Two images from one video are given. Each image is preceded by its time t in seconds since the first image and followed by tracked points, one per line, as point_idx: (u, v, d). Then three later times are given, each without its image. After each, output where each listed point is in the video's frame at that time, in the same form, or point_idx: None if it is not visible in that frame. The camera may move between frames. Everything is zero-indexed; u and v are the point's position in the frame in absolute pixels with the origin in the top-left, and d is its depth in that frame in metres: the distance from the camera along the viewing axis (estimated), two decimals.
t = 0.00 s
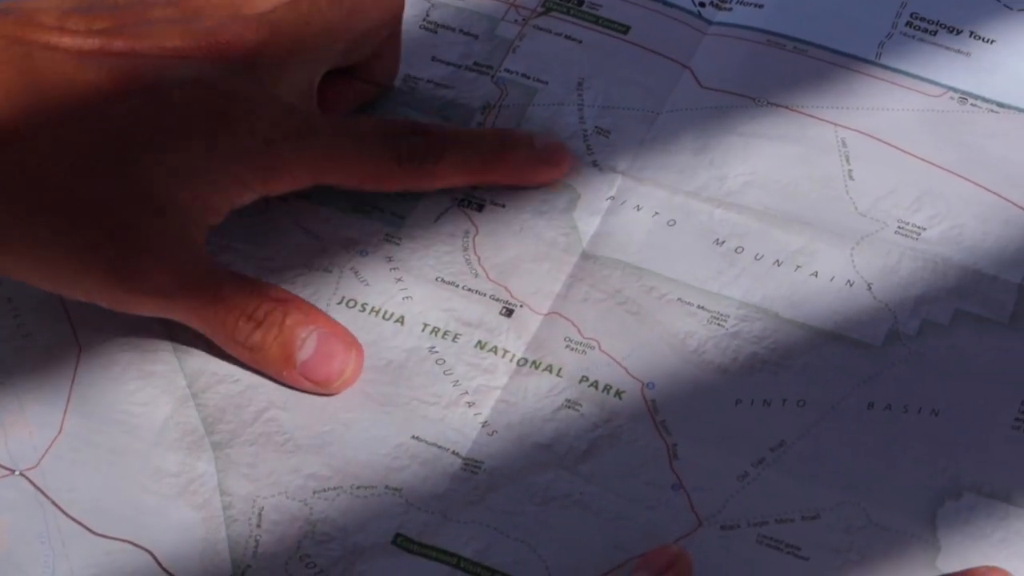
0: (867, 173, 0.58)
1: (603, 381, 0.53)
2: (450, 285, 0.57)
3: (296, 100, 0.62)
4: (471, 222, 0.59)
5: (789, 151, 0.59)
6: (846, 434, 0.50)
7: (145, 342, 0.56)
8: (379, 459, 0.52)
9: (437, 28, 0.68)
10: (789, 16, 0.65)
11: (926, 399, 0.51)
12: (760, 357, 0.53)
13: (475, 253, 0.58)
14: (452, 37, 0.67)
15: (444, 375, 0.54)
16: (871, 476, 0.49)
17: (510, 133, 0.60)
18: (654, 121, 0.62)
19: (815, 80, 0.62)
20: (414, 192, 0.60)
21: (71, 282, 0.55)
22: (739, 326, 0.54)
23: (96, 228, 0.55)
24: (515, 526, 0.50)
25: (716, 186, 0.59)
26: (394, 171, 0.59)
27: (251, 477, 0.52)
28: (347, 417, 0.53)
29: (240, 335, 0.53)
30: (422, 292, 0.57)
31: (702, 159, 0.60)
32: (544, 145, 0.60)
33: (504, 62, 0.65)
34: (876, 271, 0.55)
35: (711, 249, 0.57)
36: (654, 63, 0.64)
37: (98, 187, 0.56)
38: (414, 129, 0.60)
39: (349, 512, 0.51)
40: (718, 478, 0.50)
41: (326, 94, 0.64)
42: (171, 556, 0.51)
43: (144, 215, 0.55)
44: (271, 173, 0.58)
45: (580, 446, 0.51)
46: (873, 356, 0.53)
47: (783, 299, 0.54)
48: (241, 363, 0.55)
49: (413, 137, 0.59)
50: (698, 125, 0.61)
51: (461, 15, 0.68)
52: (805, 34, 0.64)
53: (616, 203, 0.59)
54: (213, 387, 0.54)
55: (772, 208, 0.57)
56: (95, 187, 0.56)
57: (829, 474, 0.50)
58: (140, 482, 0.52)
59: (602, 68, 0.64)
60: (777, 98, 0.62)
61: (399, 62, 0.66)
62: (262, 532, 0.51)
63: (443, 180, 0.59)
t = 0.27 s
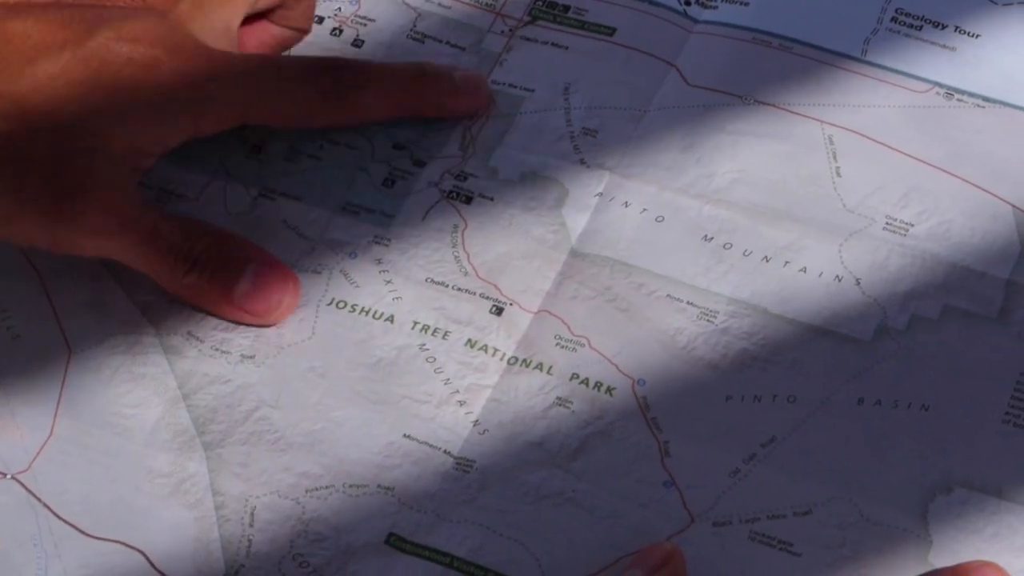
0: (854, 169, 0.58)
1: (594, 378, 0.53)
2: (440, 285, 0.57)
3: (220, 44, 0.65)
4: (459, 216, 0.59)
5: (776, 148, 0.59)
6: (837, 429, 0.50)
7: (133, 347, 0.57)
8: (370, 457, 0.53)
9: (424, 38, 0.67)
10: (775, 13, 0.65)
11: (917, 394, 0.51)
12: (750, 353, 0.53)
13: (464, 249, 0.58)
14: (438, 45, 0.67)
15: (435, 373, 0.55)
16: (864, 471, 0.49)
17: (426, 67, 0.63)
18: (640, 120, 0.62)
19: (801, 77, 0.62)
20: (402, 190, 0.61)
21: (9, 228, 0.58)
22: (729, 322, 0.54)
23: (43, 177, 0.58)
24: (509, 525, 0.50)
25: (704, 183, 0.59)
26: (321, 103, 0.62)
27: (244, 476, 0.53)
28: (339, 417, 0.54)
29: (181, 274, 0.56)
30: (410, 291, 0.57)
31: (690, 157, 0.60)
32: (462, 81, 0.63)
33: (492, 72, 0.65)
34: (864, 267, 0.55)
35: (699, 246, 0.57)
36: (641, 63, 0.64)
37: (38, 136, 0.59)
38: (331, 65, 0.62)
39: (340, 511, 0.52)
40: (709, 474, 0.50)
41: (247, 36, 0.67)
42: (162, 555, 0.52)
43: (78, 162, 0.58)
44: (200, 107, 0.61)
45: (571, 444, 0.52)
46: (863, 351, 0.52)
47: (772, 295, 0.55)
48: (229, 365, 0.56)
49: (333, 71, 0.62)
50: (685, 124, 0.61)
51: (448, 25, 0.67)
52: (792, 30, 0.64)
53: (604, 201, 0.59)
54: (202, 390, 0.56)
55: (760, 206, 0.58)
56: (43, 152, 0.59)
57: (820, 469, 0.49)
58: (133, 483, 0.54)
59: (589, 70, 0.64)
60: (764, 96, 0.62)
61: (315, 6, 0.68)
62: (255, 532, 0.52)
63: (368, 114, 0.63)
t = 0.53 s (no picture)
0: (844, 167, 0.58)
1: (590, 378, 0.53)
2: (434, 283, 0.57)
3: None
4: (452, 215, 0.59)
5: (767, 146, 0.60)
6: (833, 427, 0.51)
7: (127, 352, 0.57)
8: (368, 458, 0.53)
9: (414, 42, 0.67)
10: (765, 11, 0.65)
11: (913, 391, 0.51)
12: (745, 352, 0.53)
13: (458, 248, 0.58)
14: (428, 46, 0.67)
15: (431, 374, 0.55)
16: (861, 468, 0.49)
17: None
18: (632, 119, 0.62)
19: (791, 75, 0.63)
20: (394, 190, 0.61)
21: None
22: (723, 320, 0.54)
23: None
24: (506, 526, 0.50)
25: (697, 181, 0.59)
26: (195, 36, 0.65)
27: (241, 478, 0.53)
28: (336, 418, 0.54)
29: (73, 203, 0.59)
30: (405, 290, 0.57)
31: (681, 155, 0.60)
32: (332, 5, 0.66)
33: (481, 70, 0.65)
34: (857, 264, 0.55)
35: (693, 244, 0.57)
36: (631, 62, 0.64)
37: None
38: None
39: (339, 512, 0.52)
40: (706, 473, 0.50)
41: None
42: (161, 557, 0.52)
43: None
44: (126, 52, 0.64)
45: (568, 445, 0.52)
46: (858, 349, 0.53)
47: (766, 293, 0.55)
48: (224, 366, 0.56)
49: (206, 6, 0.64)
50: (675, 122, 0.61)
51: (436, 27, 0.67)
52: (782, 29, 0.64)
53: (597, 199, 0.59)
54: (197, 392, 0.56)
55: (752, 203, 0.58)
56: None
57: (817, 467, 0.50)
58: (130, 486, 0.53)
59: (580, 69, 0.64)
60: (754, 94, 0.62)
61: None
62: (253, 533, 0.52)
63: (245, 42, 0.65)
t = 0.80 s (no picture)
0: (845, 165, 0.58)
1: (594, 377, 0.54)
2: (437, 283, 0.57)
3: None
4: (454, 215, 0.59)
5: (767, 144, 0.60)
6: (837, 425, 0.51)
7: (130, 354, 0.57)
8: (373, 459, 0.53)
9: (412, 41, 0.66)
10: (764, 10, 0.65)
11: (917, 388, 0.51)
12: (748, 349, 0.53)
13: (460, 249, 0.58)
14: (427, 45, 0.66)
15: (434, 374, 0.55)
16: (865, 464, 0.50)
17: None
18: (631, 117, 0.61)
19: (790, 73, 0.62)
20: (395, 190, 0.61)
21: None
22: (726, 319, 0.54)
23: None
24: (512, 525, 0.50)
25: (698, 179, 0.59)
26: None
27: (245, 479, 0.53)
28: (339, 419, 0.54)
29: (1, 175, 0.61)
30: (407, 290, 0.57)
31: (682, 154, 0.60)
32: None
33: (480, 68, 0.65)
34: (859, 262, 0.55)
35: (694, 242, 0.57)
36: (629, 60, 0.63)
37: None
38: None
39: (344, 513, 0.52)
40: (712, 471, 0.50)
41: None
42: (166, 559, 0.52)
43: None
44: (31, 8, 0.68)
45: (572, 444, 0.52)
46: (861, 347, 0.53)
47: (768, 291, 0.55)
48: (227, 367, 0.56)
49: None
50: (675, 121, 0.61)
51: (435, 24, 0.67)
52: (781, 27, 0.64)
53: (598, 198, 0.59)
54: (200, 393, 0.56)
55: (752, 200, 0.58)
56: None
57: (822, 464, 0.50)
58: (135, 488, 0.53)
59: (579, 67, 0.64)
60: (754, 92, 0.62)
61: None
62: (259, 534, 0.52)
63: None
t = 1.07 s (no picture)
0: (849, 163, 0.59)
1: (601, 377, 0.54)
2: (444, 283, 0.57)
3: None
4: (460, 215, 0.59)
5: (772, 143, 0.60)
6: (844, 422, 0.51)
7: (137, 355, 0.57)
8: (382, 460, 0.53)
9: (416, 38, 0.66)
10: (767, 10, 0.65)
11: (924, 386, 0.52)
12: (755, 348, 0.54)
13: (466, 249, 0.58)
14: (430, 43, 0.66)
15: (442, 374, 0.55)
16: (874, 462, 0.50)
17: None
18: (636, 116, 0.61)
19: (794, 72, 0.62)
20: (400, 191, 0.61)
21: None
22: (733, 317, 0.54)
23: None
24: (522, 525, 0.51)
25: (703, 178, 0.59)
26: None
27: (254, 481, 0.53)
28: (347, 420, 0.54)
29: None
30: (414, 290, 0.57)
31: (687, 153, 0.60)
32: None
33: (484, 65, 0.64)
34: (865, 260, 0.56)
35: (701, 241, 0.57)
36: (633, 59, 0.63)
37: None
38: None
39: (354, 514, 0.52)
40: (721, 469, 0.51)
41: None
42: (175, 561, 0.52)
43: None
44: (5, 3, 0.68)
45: (581, 444, 0.52)
46: (868, 345, 0.53)
47: (774, 290, 0.55)
48: (235, 368, 0.56)
49: None
50: (680, 120, 0.61)
51: (438, 23, 0.67)
52: (784, 27, 0.64)
53: (604, 197, 0.59)
54: (208, 394, 0.56)
55: (758, 199, 0.58)
56: None
57: (830, 462, 0.50)
58: (143, 489, 0.53)
59: (583, 66, 0.64)
60: (757, 91, 0.62)
61: None
62: (269, 535, 0.52)
63: None
